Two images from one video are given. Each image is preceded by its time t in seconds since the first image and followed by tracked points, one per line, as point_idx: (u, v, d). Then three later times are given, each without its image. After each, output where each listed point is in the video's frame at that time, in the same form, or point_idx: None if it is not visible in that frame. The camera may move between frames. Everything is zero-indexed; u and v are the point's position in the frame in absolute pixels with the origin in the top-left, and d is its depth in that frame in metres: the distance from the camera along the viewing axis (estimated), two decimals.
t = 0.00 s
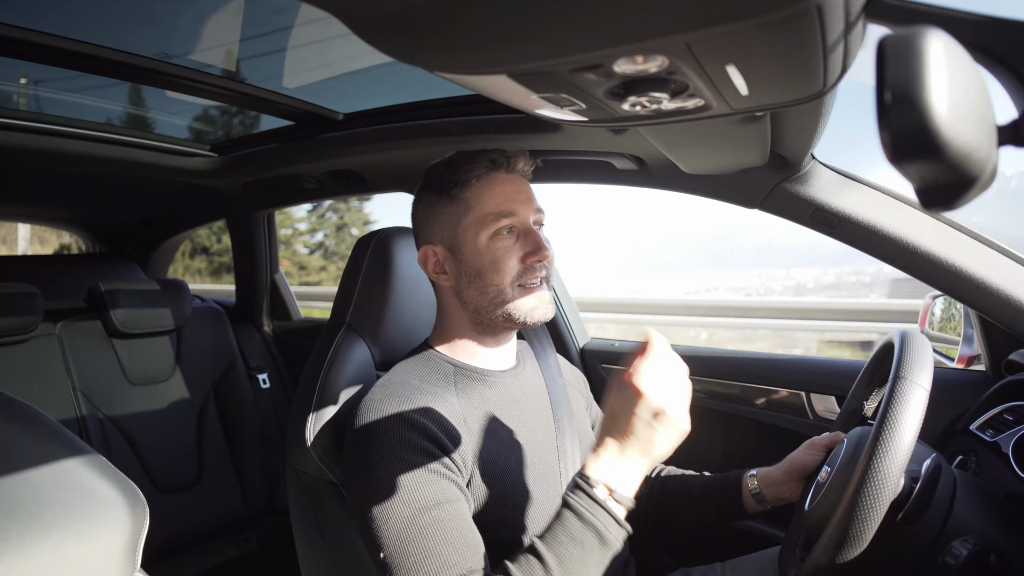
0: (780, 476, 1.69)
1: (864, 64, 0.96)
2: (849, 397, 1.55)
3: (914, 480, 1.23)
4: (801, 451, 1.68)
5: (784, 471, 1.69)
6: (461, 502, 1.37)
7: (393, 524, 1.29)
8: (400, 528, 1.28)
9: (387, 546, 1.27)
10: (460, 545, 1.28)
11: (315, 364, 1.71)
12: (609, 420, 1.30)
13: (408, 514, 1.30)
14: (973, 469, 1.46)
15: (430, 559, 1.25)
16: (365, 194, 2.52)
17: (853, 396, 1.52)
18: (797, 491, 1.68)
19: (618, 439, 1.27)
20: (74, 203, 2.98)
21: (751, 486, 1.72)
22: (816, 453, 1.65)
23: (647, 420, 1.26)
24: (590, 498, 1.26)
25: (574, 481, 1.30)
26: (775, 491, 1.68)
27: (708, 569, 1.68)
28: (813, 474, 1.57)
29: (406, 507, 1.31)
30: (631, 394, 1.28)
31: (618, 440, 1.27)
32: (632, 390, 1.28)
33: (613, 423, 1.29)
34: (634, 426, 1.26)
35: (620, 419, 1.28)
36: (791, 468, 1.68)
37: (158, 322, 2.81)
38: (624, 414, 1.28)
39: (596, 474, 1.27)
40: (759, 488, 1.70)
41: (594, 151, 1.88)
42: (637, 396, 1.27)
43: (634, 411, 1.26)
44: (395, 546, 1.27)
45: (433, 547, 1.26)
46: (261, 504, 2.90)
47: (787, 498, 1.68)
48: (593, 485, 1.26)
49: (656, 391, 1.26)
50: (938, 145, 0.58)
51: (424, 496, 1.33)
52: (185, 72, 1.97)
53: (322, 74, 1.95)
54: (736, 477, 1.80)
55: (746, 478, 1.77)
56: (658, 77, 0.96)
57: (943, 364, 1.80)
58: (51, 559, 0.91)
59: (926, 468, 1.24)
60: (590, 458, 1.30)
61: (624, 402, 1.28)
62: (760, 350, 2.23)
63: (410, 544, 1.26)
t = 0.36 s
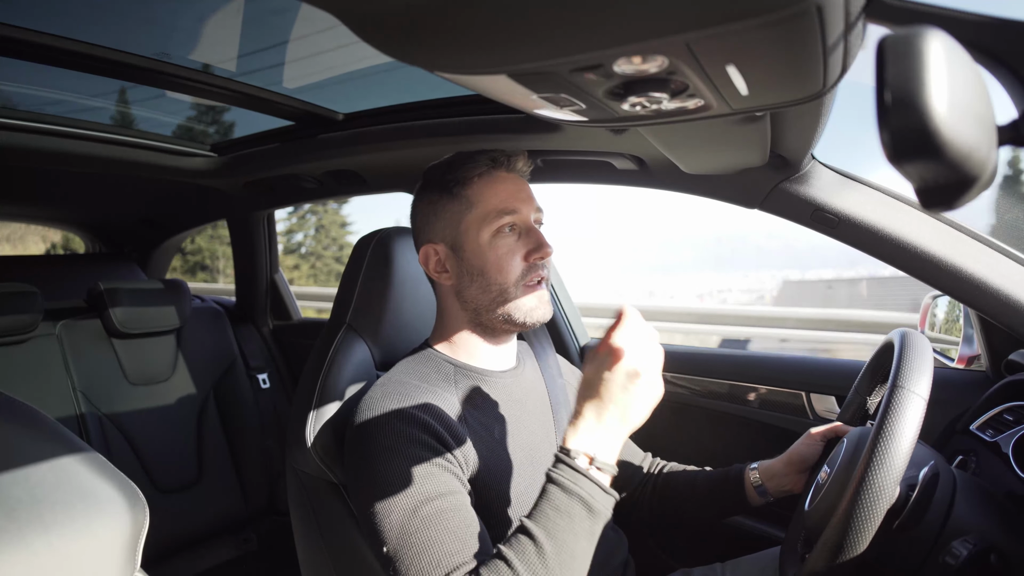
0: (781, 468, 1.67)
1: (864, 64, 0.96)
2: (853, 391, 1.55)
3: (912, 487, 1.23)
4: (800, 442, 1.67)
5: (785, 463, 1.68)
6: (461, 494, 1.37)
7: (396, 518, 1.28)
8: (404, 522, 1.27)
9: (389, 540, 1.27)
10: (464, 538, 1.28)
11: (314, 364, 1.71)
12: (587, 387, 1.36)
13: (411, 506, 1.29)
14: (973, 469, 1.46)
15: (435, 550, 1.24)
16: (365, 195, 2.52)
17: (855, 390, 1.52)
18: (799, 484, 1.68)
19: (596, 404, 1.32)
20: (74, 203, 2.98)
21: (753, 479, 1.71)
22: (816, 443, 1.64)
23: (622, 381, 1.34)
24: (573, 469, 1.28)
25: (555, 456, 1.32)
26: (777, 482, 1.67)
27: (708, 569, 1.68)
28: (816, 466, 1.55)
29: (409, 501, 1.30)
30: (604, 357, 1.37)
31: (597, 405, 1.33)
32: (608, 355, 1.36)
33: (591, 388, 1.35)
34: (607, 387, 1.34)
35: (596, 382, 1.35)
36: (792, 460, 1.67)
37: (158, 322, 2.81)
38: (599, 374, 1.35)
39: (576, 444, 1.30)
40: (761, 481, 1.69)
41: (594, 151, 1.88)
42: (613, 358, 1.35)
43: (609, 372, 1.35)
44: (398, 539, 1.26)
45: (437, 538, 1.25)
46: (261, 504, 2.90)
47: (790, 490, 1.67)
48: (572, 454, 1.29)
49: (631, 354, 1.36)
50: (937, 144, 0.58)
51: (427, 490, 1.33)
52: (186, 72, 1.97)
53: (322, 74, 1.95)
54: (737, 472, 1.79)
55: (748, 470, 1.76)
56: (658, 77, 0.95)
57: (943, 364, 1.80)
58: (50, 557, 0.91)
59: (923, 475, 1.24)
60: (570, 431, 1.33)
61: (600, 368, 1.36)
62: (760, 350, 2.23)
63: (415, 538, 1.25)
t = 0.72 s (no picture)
0: (778, 466, 1.67)
1: (864, 65, 0.96)
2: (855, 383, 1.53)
3: (907, 498, 1.23)
4: (794, 440, 1.65)
5: (782, 460, 1.67)
6: (467, 503, 1.38)
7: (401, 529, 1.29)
8: (410, 534, 1.29)
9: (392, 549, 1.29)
10: (470, 552, 1.29)
11: (315, 364, 1.71)
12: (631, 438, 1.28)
13: (421, 522, 1.30)
14: (974, 469, 1.46)
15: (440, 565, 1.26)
16: (365, 195, 2.52)
17: (859, 384, 1.51)
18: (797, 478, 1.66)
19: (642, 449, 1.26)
20: (73, 203, 2.98)
21: (749, 476, 1.72)
22: (808, 441, 1.62)
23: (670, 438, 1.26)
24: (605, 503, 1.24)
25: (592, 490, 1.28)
26: (774, 479, 1.67)
27: (708, 569, 1.68)
28: (814, 466, 1.56)
29: (415, 510, 1.31)
30: (654, 411, 1.27)
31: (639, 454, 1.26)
32: (658, 409, 1.27)
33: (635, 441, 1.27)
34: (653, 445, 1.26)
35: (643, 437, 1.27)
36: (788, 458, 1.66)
37: (158, 322, 2.81)
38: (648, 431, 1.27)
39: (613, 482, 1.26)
40: (757, 478, 1.70)
41: (594, 151, 1.88)
42: (664, 414, 1.26)
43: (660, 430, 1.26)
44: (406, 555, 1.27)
45: (443, 553, 1.27)
46: (261, 505, 2.90)
47: (786, 485, 1.67)
48: (610, 494, 1.25)
49: (678, 406, 1.26)
50: (937, 144, 0.58)
51: (435, 501, 1.33)
52: (186, 72, 1.97)
53: (322, 74, 1.95)
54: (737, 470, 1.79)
55: (744, 467, 1.77)
56: (658, 77, 0.96)
57: (943, 364, 1.80)
58: (50, 558, 0.91)
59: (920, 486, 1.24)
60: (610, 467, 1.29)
61: (648, 421, 1.27)
62: (760, 349, 2.23)
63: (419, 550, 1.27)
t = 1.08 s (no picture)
0: (787, 467, 1.65)
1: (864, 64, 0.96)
2: (857, 381, 1.54)
3: (904, 502, 1.23)
4: (806, 443, 1.61)
5: (790, 462, 1.65)
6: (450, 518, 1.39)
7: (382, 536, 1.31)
8: (392, 540, 1.31)
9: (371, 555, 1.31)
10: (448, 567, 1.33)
11: (315, 363, 1.71)
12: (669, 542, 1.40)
13: (406, 534, 1.32)
14: (974, 469, 1.46)
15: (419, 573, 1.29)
16: (365, 195, 2.52)
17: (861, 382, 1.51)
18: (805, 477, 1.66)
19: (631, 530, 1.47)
20: (73, 203, 2.98)
21: (754, 475, 1.70)
22: (822, 446, 1.58)
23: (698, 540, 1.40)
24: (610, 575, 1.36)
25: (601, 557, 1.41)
26: (780, 480, 1.65)
27: (708, 569, 1.68)
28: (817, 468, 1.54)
29: (399, 518, 1.32)
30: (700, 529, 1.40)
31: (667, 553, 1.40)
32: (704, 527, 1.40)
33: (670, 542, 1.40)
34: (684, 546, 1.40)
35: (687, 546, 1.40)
36: (797, 459, 1.64)
37: (158, 322, 2.81)
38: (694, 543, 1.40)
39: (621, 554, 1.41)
40: (762, 478, 1.68)
41: (594, 151, 1.88)
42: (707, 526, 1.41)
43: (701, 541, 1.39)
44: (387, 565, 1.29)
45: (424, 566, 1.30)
46: (261, 505, 2.89)
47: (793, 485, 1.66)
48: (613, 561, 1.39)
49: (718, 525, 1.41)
50: (937, 144, 0.58)
51: (421, 510, 1.35)
52: (186, 72, 1.97)
53: (322, 74, 1.95)
54: (738, 469, 1.79)
55: (750, 467, 1.75)
56: (658, 77, 0.96)
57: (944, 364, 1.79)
58: (50, 558, 0.91)
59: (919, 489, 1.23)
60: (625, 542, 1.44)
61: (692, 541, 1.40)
62: (760, 348, 2.22)
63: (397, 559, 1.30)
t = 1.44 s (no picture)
0: (790, 461, 1.65)
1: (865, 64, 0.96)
2: (858, 380, 1.54)
3: (902, 509, 1.21)
4: (811, 437, 1.60)
5: (794, 455, 1.65)
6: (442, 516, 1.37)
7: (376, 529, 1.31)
8: (376, 535, 1.30)
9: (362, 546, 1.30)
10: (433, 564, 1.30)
11: (315, 363, 1.71)
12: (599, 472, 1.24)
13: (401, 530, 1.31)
14: (974, 468, 1.46)
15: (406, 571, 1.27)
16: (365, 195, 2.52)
17: (861, 381, 1.52)
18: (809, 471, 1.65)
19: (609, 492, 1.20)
20: (74, 203, 2.99)
21: (759, 468, 1.72)
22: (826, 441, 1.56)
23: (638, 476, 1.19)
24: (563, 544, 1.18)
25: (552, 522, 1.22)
26: (784, 473, 1.66)
27: (709, 569, 1.68)
28: (818, 465, 1.54)
29: (386, 514, 1.32)
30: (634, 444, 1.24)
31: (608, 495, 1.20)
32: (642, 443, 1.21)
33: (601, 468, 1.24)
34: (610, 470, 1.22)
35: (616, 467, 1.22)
36: (799, 453, 1.64)
37: (158, 322, 2.81)
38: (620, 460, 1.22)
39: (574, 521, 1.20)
40: (767, 471, 1.70)
41: (594, 151, 1.88)
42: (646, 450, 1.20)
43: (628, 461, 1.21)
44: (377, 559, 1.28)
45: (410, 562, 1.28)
46: (261, 505, 2.89)
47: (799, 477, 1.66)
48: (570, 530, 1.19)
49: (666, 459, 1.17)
50: (937, 145, 0.59)
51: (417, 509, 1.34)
52: (186, 72, 1.97)
53: (322, 74, 1.95)
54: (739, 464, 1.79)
55: (753, 461, 1.76)
56: (658, 77, 0.96)
57: (944, 364, 1.79)
58: (51, 559, 0.91)
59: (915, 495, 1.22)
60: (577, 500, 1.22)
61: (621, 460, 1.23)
62: (760, 348, 2.22)
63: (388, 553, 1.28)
